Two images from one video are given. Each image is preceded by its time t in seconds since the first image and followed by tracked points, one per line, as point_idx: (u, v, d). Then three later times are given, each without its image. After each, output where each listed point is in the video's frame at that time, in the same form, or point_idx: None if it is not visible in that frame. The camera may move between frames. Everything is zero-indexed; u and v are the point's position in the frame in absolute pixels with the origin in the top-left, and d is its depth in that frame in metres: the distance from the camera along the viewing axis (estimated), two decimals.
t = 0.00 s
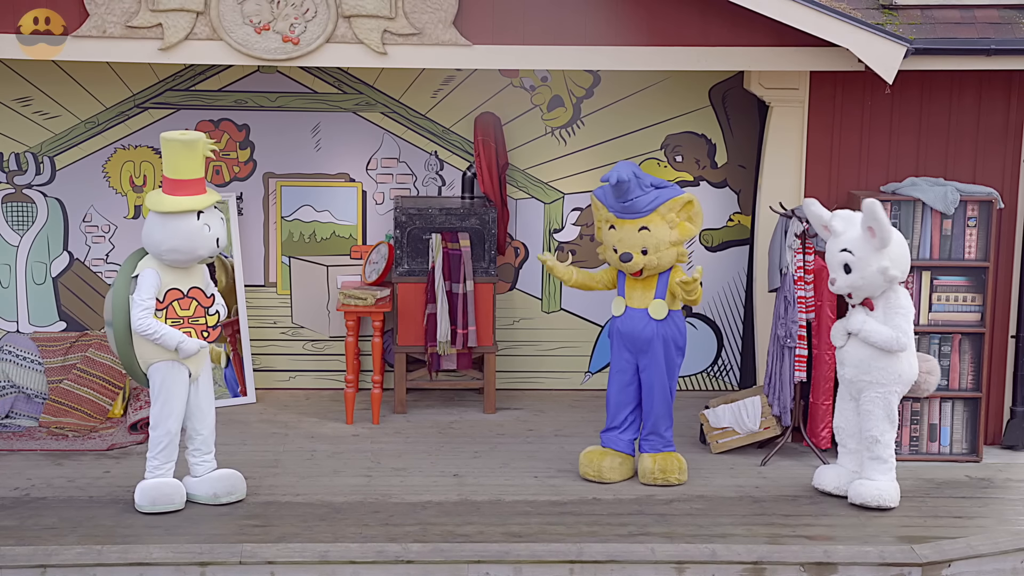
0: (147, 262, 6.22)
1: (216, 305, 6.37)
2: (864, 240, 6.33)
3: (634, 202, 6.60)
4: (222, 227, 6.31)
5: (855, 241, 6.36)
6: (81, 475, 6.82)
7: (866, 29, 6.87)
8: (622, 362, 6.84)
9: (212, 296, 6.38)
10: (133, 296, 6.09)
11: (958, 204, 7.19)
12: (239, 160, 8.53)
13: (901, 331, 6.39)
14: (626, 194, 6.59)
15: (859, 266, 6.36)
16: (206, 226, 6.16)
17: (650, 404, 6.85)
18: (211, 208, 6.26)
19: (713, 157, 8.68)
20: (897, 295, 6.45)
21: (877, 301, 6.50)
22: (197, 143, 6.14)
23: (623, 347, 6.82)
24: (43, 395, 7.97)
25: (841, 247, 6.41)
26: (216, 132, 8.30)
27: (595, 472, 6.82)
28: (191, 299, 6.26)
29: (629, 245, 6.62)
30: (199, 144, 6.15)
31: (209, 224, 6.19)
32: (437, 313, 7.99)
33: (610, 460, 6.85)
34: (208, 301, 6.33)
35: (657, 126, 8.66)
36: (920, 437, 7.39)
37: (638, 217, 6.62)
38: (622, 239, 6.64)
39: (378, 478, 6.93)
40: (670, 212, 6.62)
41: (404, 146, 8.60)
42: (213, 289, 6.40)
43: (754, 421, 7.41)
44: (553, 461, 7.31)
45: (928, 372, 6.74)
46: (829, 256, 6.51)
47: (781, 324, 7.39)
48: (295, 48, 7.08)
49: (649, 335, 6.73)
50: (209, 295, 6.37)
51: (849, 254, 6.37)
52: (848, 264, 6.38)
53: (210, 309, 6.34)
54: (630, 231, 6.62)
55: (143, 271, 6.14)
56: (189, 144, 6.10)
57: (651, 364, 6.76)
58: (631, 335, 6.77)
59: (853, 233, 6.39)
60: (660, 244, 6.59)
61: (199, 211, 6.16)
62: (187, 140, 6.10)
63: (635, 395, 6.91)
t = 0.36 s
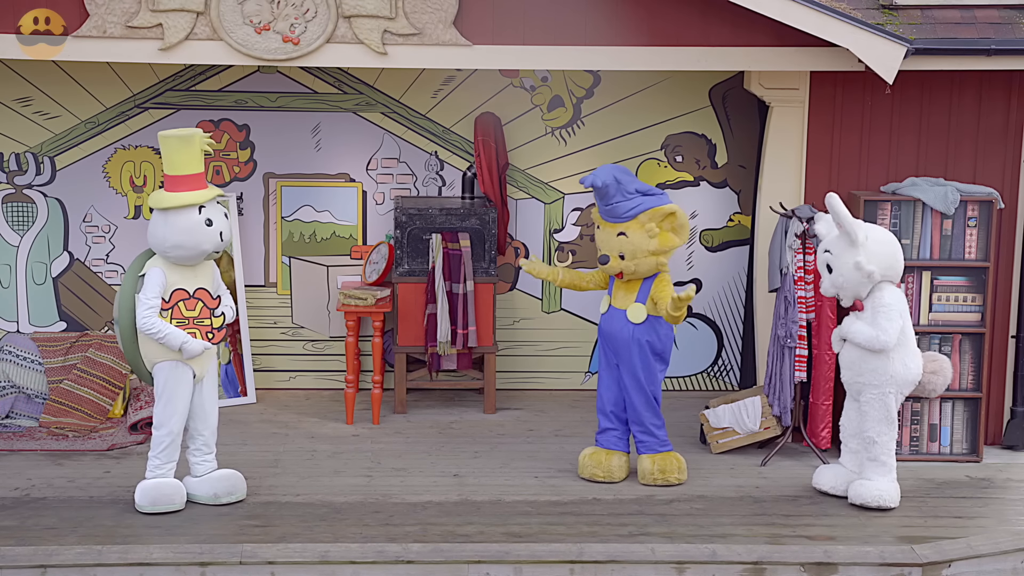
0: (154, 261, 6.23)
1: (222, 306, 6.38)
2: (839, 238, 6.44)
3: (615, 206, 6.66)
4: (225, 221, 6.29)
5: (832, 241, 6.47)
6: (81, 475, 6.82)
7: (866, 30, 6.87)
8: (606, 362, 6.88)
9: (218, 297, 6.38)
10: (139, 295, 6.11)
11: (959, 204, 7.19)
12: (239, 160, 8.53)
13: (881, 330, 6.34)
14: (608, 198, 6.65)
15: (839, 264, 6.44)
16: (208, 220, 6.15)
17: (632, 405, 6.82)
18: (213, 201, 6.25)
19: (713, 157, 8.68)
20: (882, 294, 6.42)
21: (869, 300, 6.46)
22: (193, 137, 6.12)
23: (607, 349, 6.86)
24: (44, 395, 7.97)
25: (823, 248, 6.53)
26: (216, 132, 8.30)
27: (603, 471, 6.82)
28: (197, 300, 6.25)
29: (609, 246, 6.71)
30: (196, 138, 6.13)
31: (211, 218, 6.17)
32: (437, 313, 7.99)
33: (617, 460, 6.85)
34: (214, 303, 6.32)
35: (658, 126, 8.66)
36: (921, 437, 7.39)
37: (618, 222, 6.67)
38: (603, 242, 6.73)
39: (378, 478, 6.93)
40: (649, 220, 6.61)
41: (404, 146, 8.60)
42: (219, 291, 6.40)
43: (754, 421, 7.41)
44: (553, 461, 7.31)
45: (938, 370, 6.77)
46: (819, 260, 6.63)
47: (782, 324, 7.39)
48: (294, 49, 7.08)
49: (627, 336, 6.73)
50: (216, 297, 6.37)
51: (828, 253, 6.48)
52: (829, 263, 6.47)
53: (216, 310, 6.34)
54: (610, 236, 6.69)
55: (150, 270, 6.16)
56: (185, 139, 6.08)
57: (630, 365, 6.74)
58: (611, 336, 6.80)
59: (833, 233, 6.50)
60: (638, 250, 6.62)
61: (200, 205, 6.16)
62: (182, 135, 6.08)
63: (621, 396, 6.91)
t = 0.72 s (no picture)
0: (160, 260, 6.25)
1: (226, 306, 6.32)
2: (828, 240, 6.43)
3: (624, 214, 6.57)
4: (230, 225, 6.28)
5: (822, 243, 6.47)
6: (81, 476, 6.82)
7: (866, 30, 6.87)
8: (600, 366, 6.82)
9: (223, 297, 6.33)
10: (143, 294, 6.13)
11: (959, 204, 7.18)
12: (239, 160, 8.53)
13: (867, 331, 6.31)
14: (617, 206, 6.54)
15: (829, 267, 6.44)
16: (212, 223, 6.14)
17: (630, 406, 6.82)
18: (218, 204, 6.24)
19: (713, 157, 8.68)
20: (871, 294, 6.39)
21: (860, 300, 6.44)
22: (200, 139, 6.14)
23: (600, 353, 6.81)
24: (44, 395, 7.97)
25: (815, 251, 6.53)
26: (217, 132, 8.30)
27: (603, 472, 6.82)
28: (200, 299, 6.23)
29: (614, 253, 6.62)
30: (202, 141, 6.15)
31: (215, 221, 6.16)
32: (437, 313, 7.99)
33: (617, 460, 6.85)
34: (218, 303, 6.28)
35: (658, 127, 8.66)
36: (921, 438, 7.39)
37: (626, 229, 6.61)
38: (607, 248, 6.64)
39: (378, 478, 6.93)
40: (659, 226, 6.60)
41: (404, 146, 8.60)
42: (223, 291, 6.36)
43: (754, 421, 7.41)
44: (553, 461, 7.31)
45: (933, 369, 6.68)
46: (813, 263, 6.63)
47: (782, 325, 7.39)
48: (295, 49, 7.08)
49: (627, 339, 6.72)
50: (220, 296, 6.33)
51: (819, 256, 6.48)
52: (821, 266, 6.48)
53: (219, 310, 6.29)
54: (617, 242, 6.60)
55: (154, 269, 6.17)
56: (191, 141, 6.10)
57: (631, 366, 6.74)
58: (608, 338, 6.76)
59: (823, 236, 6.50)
60: (646, 256, 6.60)
61: (205, 208, 6.15)
62: (189, 137, 6.10)
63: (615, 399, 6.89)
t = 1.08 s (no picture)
0: (165, 260, 6.27)
1: (228, 308, 6.32)
2: (840, 245, 6.31)
3: (653, 205, 6.59)
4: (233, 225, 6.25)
5: (831, 246, 6.33)
6: (81, 476, 6.82)
7: (866, 29, 6.87)
8: (619, 363, 6.76)
9: (225, 298, 6.33)
10: (147, 292, 6.15)
11: (959, 204, 7.19)
12: (239, 160, 8.54)
13: (868, 335, 6.35)
14: (649, 198, 6.54)
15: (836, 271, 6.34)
16: (213, 222, 6.12)
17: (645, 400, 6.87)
18: (221, 203, 6.23)
19: (713, 157, 8.68)
20: (872, 298, 6.37)
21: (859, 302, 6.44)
22: (201, 138, 6.13)
23: (621, 352, 6.76)
24: (44, 395, 7.97)
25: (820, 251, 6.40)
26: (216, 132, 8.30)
27: (603, 471, 6.81)
28: (202, 300, 6.23)
29: (646, 245, 6.62)
30: (204, 139, 6.13)
31: (216, 220, 6.14)
32: (437, 312, 7.99)
33: (617, 460, 6.84)
34: (220, 304, 6.28)
35: (658, 126, 8.66)
36: (921, 438, 7.40)
37: (654, 220, 6.65)
38: (640, 243, 6.59)
39: (378, 478, 6.93)
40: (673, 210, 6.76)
41: (404, 146, 8.60)
42: (226, 293, 6.35)
43: (754, 420, 7.41)
44: (553, 461, 7.31)
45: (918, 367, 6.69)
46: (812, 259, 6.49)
47: (782, 325, 7.39)
48: (295, 48, 7.08)
49: (650, 330, 6.82)
50: (223, 298, 6.32)
51: (826, 258, 6.36)
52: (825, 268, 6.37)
53: (221, 311, 6.28)
54: (649, 233, 6.60)
55: (158, 268, 6.20)
56: (192, 140, 6.10)
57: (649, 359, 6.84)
58: (632, 333, 6.75)
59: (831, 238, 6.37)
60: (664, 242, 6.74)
61: (205, 206, 6.14)
62: (190, 135, 6.10)
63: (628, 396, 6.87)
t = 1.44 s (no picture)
0: (168, 260, 6.27)
1: (230, 308, 6.32)
2: (878, 265, 6.13)
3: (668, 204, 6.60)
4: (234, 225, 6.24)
5: (868, 264, 6.14)
6: (81, 476, 6.82)
7: (866, 30, 6.87)
8: (636, 362, 6.74)
9: (228, 298, 6.33)
10: (149, 293, 6.16)
11: (959, 204, 7.18)
12: (239, 160, 8.54)
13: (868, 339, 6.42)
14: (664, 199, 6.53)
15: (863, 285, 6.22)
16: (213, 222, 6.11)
17: (657, 398, 6.87)
18: (221, 204, 6.22)
19: (713, 157, 8.68)
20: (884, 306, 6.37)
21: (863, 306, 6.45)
22: (200, 138, 6.13)
23: (638, 350, 6.73)
24: (44, 395, 7.98)
25: (854, 265, 6.18)
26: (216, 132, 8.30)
27: (615, 471, 6.80)
28: (205, 300, 6.23)
29: (661, 244, 6.65)
30: (203, 140, 6.13)
31: (216, 220, 6.14)
32: (437, 312, 8.00)
33: (626, 459, 6.84)
34: (222, 303, 6.28)
35: (658, 126, 8.66)
36: (921, 438, 7.41)
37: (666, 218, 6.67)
38: (657, 243, 6.62)
39: (378, 478, 6.93)
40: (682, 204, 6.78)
41: (404, 146, 8.60)
42: (229, 292, 6.35)
43: (755, 421, 7.40)
44: (553, 461, 7.31)
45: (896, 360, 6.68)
46: (834, 266, 6.25)
47: (782, 325, 7.39)
48: (295, 49, 7.08)
49: (664, 328, 6.82)
50: (226, 298, 6.32)
51: (858, 274, 6.17)
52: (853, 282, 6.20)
53: (224, 311, 6.28)
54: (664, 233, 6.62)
55: (160, 269, 6.20)
56: (192, 140, 6.09)
57: (662, 358, 6.83)
58: (649, 332, 6.74)
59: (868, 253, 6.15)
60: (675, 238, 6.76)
61: (206, 207, 6.14)
62: (190, 136, 6.10)
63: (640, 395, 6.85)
